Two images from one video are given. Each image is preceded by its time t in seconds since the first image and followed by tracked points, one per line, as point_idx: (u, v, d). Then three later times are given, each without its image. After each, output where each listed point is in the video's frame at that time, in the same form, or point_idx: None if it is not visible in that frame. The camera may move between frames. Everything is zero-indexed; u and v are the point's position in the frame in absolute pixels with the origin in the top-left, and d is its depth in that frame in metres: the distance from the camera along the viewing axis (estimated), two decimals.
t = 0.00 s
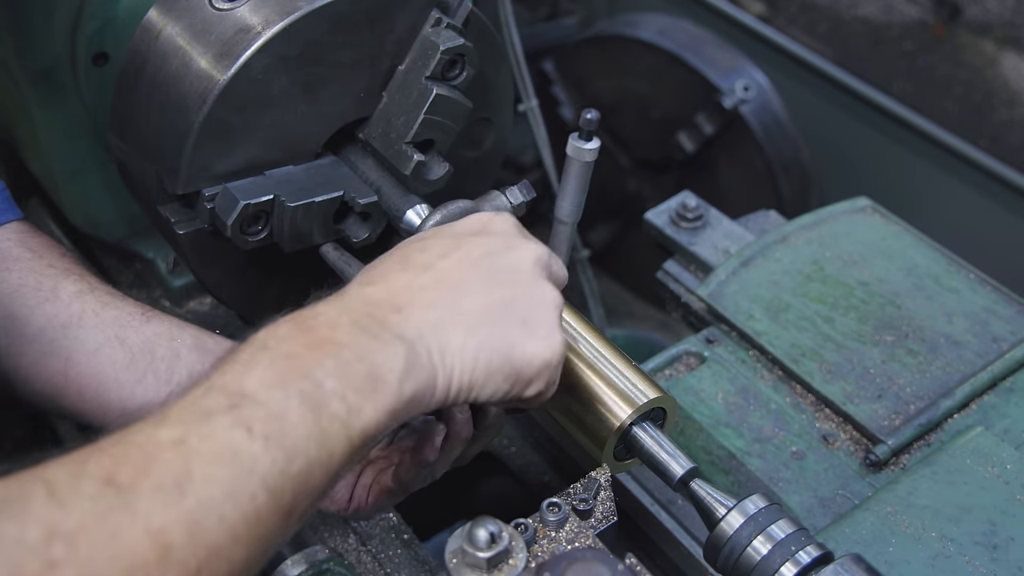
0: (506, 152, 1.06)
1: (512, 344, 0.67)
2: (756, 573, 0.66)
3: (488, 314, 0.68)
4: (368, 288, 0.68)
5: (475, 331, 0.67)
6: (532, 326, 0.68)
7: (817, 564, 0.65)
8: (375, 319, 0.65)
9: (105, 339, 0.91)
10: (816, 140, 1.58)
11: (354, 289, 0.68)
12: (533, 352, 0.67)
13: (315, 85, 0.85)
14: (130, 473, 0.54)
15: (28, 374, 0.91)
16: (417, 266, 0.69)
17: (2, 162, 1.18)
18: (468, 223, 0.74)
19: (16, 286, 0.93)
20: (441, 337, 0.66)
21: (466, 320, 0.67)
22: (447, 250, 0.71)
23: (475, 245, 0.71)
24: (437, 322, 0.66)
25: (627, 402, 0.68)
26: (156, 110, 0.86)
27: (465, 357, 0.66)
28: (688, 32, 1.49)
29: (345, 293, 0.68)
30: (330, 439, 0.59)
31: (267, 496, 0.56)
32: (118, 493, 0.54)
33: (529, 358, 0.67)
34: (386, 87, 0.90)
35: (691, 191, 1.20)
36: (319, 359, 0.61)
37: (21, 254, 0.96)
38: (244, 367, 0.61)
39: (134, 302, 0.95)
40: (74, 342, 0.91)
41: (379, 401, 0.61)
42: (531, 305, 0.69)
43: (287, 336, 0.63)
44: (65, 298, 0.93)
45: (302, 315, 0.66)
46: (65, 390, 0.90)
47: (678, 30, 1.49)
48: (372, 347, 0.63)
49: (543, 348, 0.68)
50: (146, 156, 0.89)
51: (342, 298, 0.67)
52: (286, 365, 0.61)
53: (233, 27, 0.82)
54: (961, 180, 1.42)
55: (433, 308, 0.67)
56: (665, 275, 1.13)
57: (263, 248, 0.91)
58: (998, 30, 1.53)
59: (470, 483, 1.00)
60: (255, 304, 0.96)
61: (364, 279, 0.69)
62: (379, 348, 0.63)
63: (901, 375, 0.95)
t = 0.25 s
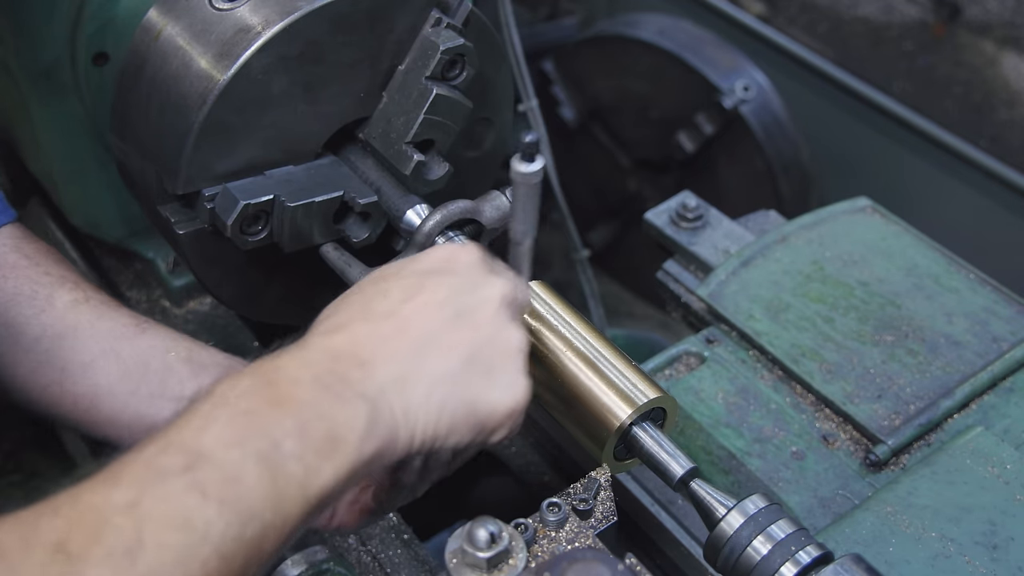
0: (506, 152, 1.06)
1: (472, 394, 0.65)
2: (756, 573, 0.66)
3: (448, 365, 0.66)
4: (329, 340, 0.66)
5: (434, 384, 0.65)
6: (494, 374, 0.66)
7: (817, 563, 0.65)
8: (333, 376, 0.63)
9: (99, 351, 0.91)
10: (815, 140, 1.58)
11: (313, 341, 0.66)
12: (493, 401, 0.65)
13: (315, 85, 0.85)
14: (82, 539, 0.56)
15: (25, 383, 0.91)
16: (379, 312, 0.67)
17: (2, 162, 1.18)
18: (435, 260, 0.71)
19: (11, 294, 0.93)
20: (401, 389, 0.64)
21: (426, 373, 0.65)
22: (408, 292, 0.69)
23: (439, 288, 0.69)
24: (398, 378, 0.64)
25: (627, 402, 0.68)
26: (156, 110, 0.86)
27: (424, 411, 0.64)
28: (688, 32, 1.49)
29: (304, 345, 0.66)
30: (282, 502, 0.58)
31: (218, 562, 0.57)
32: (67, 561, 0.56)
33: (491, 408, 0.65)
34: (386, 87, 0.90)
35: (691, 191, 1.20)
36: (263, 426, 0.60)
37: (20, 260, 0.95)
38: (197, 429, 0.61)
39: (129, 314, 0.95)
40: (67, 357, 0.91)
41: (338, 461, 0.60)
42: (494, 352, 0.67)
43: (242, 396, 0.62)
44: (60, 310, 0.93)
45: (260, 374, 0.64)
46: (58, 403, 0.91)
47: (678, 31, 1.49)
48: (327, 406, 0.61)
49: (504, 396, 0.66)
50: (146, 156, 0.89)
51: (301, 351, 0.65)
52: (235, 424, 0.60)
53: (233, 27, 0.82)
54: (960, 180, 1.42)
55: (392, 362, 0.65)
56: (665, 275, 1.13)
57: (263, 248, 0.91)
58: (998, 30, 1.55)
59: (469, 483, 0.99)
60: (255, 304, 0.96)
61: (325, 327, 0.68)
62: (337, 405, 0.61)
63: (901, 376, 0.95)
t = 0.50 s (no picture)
0: (506, 152, 1.06)
1: (360, 514, 0.68)
2: (756, 573, 0.66)
3: (347, 491, 0.67)
4: (230, 444, 0.63)
5: (330, 510, 0.66)
6: (385, 495, 0.69)
7: (817, 563, 0.65)
8: (235, 502, 0.62)
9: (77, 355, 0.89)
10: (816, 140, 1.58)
11: (212, 443, 0.63)
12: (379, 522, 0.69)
13: (315, 85, 0.85)
14: None
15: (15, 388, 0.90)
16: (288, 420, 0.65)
17: (2, 162, 1.18)
18: (352, 354, 0.69)
19: None
20: (296, 511, 0.64)
21: (324, 501, 0.66)
22: (313, 388, 0.67)
23: (352, 400, 0.68)
24: (299, 504, 0.65)
25: (627, 402, 0.69)
26: (156, 110, 0.86)
27: (316, 537, 0.66)
28: (688, 32, 1.49)
29: (202, 441, 0.63)
30: None
31: None
32: None
33: (377, 523, 0.69)
34: (386, 87, 0.90)
35: (691, 191, 1.20)
36: (150, 559, 0.59)
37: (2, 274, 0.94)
38: (80, 540, 0.59)
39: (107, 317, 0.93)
40: (40, 385, 0.89)
41: None
42: (390, 474, 0.69)
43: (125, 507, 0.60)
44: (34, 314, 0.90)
45: (153, 483, 0.61)
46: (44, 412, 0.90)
47: (678, 31, 1.50)
48: (231, 538, 0.61)
49: (391, 517, 0.69)
50: (146, 157, 0.89)
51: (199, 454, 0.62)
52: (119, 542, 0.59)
53: (232, 27, 0.82)
54: (960, 180, 1.42)
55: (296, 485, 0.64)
56: (665, 275, 1.13)
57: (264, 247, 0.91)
58: (999, 30, 1.60)
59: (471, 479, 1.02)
60: (254, 304, 0.96)
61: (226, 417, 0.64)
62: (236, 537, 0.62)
63: (901, 375, 0.95)
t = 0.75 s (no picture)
0: (506, 153, 1.06)
1: (275, 526, 0.70)
2: (756, 573, 0.66)
3: (262, 511, 0.69)
4: (145, 469, 0.64)
5: (244, 529, 0.68)
6: (299, 508, 0.71)
7: (817, 564, 0.66)
8: (150, 530, 0.64)
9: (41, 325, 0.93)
10: (816, 139, 1.58)
11: (130, 467, 0.64)
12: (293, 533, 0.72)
13: (315, 84, 0.85)
14: None
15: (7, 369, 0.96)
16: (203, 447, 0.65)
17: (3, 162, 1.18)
18: (273, 374, 0.68)
19: None
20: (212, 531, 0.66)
21: (237, 522, 0.67)
22: (233, 411, 0.67)
23: (270, 424, 0.67)
24: (213, 527, 0.66)
25: (627, 402, 0.69)
26: (156, 111, 0.86)
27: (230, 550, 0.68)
28: (688, 32, 1.49)
29: (118, 466, 0.64)
30: None
31: None
32: None
33: (291, 531, 0.72)
34: (386, 87, 0.90)
35: (691, 191, 1.20)
36: None
37: None
38: None
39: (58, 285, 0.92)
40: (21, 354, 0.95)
41: None
42: (305, 490, 0.71)
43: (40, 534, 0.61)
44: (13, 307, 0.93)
45: (66, 514, 0.62)
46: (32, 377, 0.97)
47: (678, 31, 1.50)
48: (146, 566, 0.63)
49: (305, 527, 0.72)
50: (146, 156, 0.89)
51: (113, 480, 0.63)
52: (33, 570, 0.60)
53: (232, 27, 0.82)
54: (960, 180, 1.42)
55: (210, 510, 0.66)
56: (665, 275, 1.13)
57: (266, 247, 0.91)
58: (998, 29, 1.58)
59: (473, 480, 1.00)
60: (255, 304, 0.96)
61: (143, 440, 0.65)
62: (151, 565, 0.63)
63: (901, 375, 0.95)
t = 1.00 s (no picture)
0: (506, 153, 1.06)
1: (244, 515, 0.70)
2: (756, 572, 0.66)
3: (231, 502, 0.68)
4: (111, 465, 0.63)
5: (214, 520, 0.67)
6: (270, 496, 0.71)
7: (817, 564, 0.66)
8: (118, 526, 0.63)
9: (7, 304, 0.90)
10: (815, 139, 1.58)
11: (95, 463, 0.62)
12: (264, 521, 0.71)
13: (315, 84, 0.85)
14: None
15: None
16: (170, 439, 0.64)
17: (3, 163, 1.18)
18: (239, 363, 0.67)
19: None
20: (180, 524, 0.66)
21: (206, 514, 0.67)
22: (199, 403, 0.65)
23: (237, 415, 0.66)
24: (182, 520, 0.65)
25: (627, 402, 0.69)
26: (156, 111, 0.86)
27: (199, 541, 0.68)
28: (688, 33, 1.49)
29: (82, 462, 0.62)
30: None
31: None
32: None
33: (261, 519, 0.71)
34: (386, 87, 0.90)
35: (691, 191, 1.20)
36: None
37: None
38: None
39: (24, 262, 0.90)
40: None
41: None
42: (276, 479, 0.70)
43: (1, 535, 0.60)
44: None
45: (30, 513, 0.61)
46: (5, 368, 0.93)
47: (677, 31, 1.50)
48: (113, 563, 0.63)
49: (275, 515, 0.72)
50: (146, 156, 0.89)
51: (78, 477, 0.62)
52: None
53: (233, 27, 0.82)
54: (960, 180, 1.42)
55: (179, 505, 0.65)
56: (665, 275, 1.13)
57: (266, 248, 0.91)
58: (998, 30, 1.55)
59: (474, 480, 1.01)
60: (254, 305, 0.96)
61: (108, 434, 0.63)
62: (119, 562, 0.63)
63: (901, 375, 0.95)
